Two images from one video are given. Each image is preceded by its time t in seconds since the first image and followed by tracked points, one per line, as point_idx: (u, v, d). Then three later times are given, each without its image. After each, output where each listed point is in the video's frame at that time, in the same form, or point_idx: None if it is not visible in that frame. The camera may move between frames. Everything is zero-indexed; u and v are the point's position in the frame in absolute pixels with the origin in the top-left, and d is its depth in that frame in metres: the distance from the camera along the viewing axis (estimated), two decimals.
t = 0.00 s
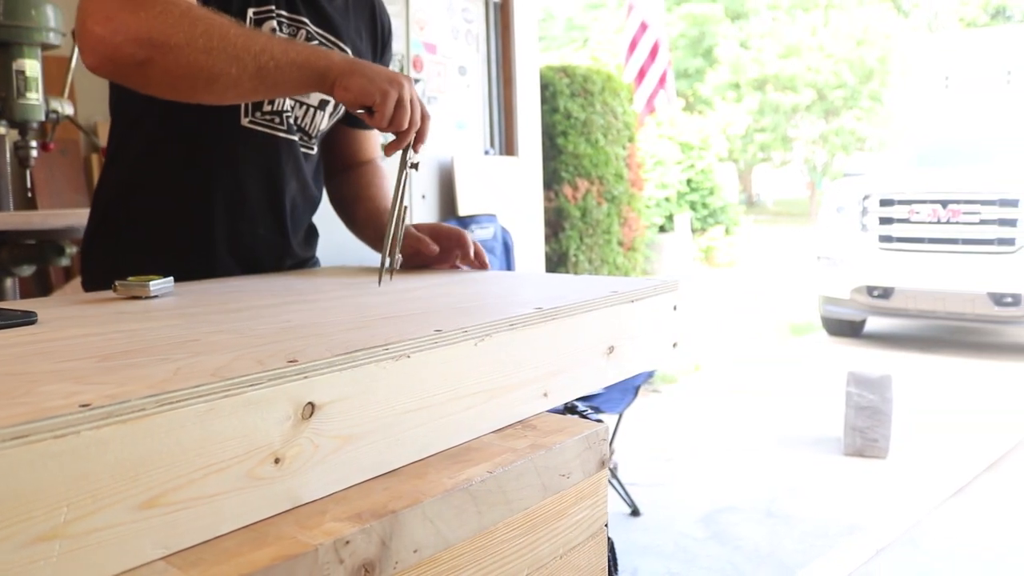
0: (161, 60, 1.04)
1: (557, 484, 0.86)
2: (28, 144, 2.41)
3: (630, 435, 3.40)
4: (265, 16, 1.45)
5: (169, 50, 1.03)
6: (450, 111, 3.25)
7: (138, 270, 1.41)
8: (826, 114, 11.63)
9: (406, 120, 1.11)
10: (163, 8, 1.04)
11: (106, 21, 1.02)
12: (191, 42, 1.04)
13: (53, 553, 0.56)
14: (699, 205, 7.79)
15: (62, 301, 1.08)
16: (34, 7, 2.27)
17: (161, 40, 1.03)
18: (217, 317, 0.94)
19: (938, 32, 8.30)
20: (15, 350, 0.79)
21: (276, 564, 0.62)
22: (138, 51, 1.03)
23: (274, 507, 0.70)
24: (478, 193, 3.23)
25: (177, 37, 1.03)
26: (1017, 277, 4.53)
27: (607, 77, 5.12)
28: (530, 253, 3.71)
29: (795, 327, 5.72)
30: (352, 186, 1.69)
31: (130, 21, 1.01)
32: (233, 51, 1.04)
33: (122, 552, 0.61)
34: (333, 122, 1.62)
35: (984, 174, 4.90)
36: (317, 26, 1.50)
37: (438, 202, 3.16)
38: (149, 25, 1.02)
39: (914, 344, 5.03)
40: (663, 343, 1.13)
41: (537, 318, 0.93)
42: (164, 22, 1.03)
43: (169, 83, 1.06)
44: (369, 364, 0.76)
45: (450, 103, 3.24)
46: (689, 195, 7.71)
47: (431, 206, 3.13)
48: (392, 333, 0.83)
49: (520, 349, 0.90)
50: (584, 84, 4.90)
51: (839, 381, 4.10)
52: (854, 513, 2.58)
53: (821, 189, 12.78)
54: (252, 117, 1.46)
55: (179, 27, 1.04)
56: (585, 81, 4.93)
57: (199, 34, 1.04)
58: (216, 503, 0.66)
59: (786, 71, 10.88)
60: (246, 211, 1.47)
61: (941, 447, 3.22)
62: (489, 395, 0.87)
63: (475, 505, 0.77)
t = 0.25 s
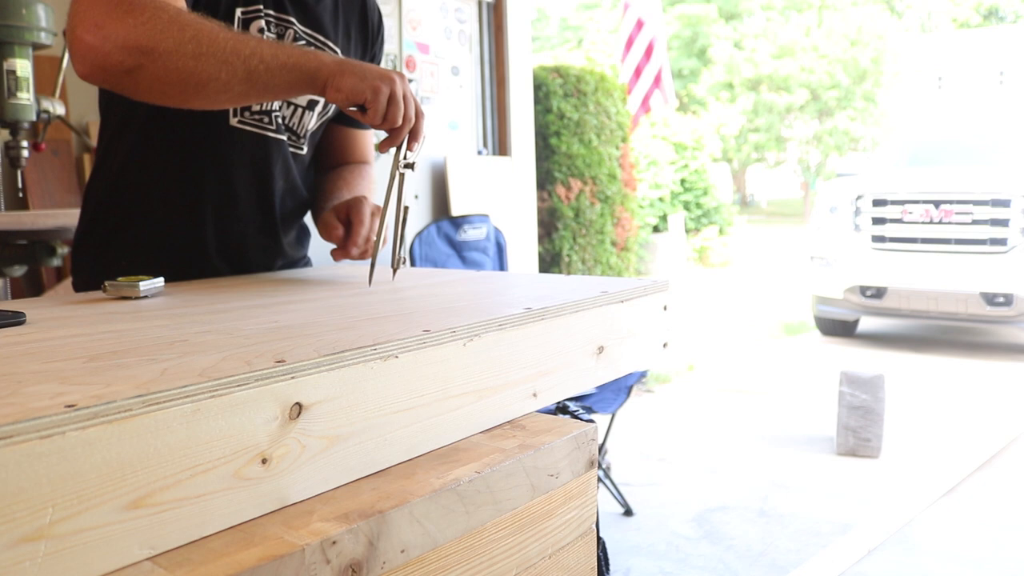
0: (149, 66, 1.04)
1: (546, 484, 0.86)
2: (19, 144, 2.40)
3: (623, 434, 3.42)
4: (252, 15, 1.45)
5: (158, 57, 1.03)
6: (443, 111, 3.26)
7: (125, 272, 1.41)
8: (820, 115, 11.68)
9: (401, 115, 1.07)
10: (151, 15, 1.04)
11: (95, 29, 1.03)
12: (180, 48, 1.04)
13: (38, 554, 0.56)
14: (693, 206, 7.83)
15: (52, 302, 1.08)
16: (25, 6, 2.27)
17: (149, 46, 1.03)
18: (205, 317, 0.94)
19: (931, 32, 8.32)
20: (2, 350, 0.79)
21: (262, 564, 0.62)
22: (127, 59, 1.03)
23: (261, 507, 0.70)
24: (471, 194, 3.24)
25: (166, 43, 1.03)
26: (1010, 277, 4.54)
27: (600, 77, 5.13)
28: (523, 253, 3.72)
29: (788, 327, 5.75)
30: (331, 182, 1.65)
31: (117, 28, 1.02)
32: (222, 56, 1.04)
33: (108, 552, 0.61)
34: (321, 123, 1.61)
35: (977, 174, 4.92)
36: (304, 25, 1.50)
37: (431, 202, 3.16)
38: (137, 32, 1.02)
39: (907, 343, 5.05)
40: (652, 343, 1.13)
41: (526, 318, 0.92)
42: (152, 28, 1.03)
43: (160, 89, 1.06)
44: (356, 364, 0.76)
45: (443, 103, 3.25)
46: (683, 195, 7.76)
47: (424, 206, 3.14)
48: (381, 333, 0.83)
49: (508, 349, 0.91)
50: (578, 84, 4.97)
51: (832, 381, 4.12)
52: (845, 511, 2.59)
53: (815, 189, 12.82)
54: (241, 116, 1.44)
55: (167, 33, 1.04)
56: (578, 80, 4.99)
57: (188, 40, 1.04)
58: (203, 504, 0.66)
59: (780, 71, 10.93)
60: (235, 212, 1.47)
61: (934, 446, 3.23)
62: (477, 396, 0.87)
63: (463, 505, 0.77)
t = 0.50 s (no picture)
0: (136, 73, 1.03)
1: (535, 485, 0.86)
2: (11, 144, 2.40)
3: (616, 433, 3.43)
4: (238, 14, 1.44)
5: (144, 63, 1.02)
6: (436, 111, 3.26)
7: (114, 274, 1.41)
8: (813, 115, 11.73)
9: (389, 114, 1.07)
10: (135, 21, 1.03)
11: (81, 38, 1.02)
12: (165, 54, 1.03)
13: (24, 554, 0.56)
14: (686, 206, 7.87)
15: (41, 302, 1.08)
16: (16, 6, 2.28)
17: (135, 53, 1.02)
18: (194, 318, 0.94)
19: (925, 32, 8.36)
20: None
21: (249, 564, 0.62)
22: (112, 66, 1.02)
23: (249, 507, 0.70)
24: (464, 194, 3.25)
25: (151, 50, 1.02)
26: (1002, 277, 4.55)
27: (593, 78, 5.20)
28: (516, 254, 3.73)
29: (782, 326, 5.77)
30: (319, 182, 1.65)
31: (102, 36, 1.01)
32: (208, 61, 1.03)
33: (95, 553, 0.61)
34: (311, 122, 1.60)
35: (970, 174, 4.94)
36: (290, 24, 1.48)
37: (425, 203, 3.16)
38: (122, 38, 1.01)
39: (900, 343, 5.06)
40: (643, 343, 1.14)
41: (515, 318, 0.93)
42: (137, 34, 1.02)
43: (147, 96, 1.06)
44: (345, 365, 0.76)
45: (436, 103, 3.25)
46: (677, 195, 7.80)
47: (418, 207, 3.13)
48: (369, 333, 0.83)
49: (498, 349, 0.91)
50: (571, 84, 5.00)
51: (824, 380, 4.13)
52: (836, 510, 2.61)
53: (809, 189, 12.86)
54: (228, 116, 1.44)
55: (152, 39, 1.03)
56: (571, 80, 5.03)
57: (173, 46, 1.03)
58: (191, 504, 0.66)
59: (773, 71, 10.98)
60: (224, 214, 1.46)
61: (926, 446, 3.24)
62: (466, 396, 0.88)
63: (451, 505, 0.77)
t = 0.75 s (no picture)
0: (120, 88, 1.06)
1: (524, 484, 0.86)
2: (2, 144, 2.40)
3: (610, 433, 3.44)
4: (227, 13, 1.43)
5: (124, 77, 1.05)
6: (429, 111, 3.27)
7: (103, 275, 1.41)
8: (807, 116, 11.77)
9: (373, 113, 1.03)
10: (113, 36, 1.05)
11: (64, 57, 1.06)
12: (144, 67, 1.04)
13: (8, 557, 0.56)
14: (680, 206, 7.90)
15: (30, 302, 1.07)
16: (7, 6, 2.27)
17: (115, 68, 1.05)
18: (183, 318, 0.94)
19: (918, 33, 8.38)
20: None
21: (235, 564, 0.62)
22: (95, 81, 1.06)
23: (236, 507, 0.70)
24: (457, 194, 3.25)
25: (130, 63, 1.04)
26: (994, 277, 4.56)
27: (587, 78, 5.20)
28: (510, 254, 3.73)
29: (775, 326, 5.78)
30: (310, 184, 1.66)
31: (83, 54, 1.05)
32: (189, 71, 1.04)
33: (80, 554, 0.60)
34: (299, 121, 1.60)
35: (962, 174, 4.95)
36: (278, 23, 1.48)
37: (416, 202, 3.17)
38: (101, 55, 1.05)
39: (893, 343, 5.08)
40: (633, 343, 1.14)
41: (504, 319, 0.93)
42: (115, 49, 1.05)
43: (133, 108, 1.08)
44: (332, 365, 0.76)
45: (429, 104, 3.25)
46: (671, 195, 7.83)
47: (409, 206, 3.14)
48: (358, 333, 0.83)
49: (486, 349, 0.91)
50: (564, 84, 5.01)
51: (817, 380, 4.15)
52: (828, 509, 2.61)
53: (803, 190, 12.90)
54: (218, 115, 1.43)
55: (129, 52, 1.05)
56: (564, 81, 5.05)
57: (151, 59, 1.05)
58: (178, 504, 0.66)
59: (767, 72, 11.03)
60: (214, 213, 1.46)
61: (918, 445, 3.25)
62: (455, 396, 0.88)
63: (439, 505, 0.77)
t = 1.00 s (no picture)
0: (103, 99, 1.07)
1: (513, 485, 0.86)
2: None
3: (603, 433, 3.44)
4: (214, 12, 1.42)
5: (105, 88, 1.06)
6: (422, 112, 3.27)
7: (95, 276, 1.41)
8: (801, 116, 11.80)
9: (353, 113, 0.98)
10: (94, 47, 1.06)
11: (48, 66, 1.08)
12: (124, 76, 1.05)
13: None
14: (674, 206, 7.92)
15: (19, 303, 1.07)
16: None
17: (97, 79, 1.06)
18: (171, 319, 0.94)
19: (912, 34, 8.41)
20: None
21: (221, 565, 0.62)
22: (79, 92, 1.07)
23: (223, 508, 0.70)
24: (450, 194, 3.25)
25: (110, 74, 1.05)
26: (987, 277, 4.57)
27: (580, 78, 5.21)
28: (503, 254, 3.74)
29: (769, 326, 5.79)
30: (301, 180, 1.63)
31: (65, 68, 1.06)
32: (168, 80, 1.04)
33: (67, 555, 0.60)
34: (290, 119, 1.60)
35: (955, 175, 4.96)
36: (267, 22, 1.48)
37: (409, 202, 3.17)
38: (82, 66, 1.06)
39: (886, 343, 5.09)
40: (623, 343, 1.15)
41: (494, 319, 0.93)
42: (95, 60, 1.06)
43: (118, 118, 1.09)
44: (320, 365, 0.76)
45: (423, 104, 3.26)
46: (665, 195, 7.84)
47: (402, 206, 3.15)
48: (346, 334, 0.83)
49: (475, 349, 0.91)
50: (558, 84, 5.01)
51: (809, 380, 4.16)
52: (821, 510, 2.62)
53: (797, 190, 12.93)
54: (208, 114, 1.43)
55: (108, 62, 1.05)
56: (558, 81, 5.04)
57: (129, 67, 1.05)
58: (164, 505, 0.66)
59: (761, 72, 11.05)
60: (204, 214, 1.46)
61: (910, 445, 3.26)
62: (444, 397, 0.88)
63: (427, 505, 0.77)
